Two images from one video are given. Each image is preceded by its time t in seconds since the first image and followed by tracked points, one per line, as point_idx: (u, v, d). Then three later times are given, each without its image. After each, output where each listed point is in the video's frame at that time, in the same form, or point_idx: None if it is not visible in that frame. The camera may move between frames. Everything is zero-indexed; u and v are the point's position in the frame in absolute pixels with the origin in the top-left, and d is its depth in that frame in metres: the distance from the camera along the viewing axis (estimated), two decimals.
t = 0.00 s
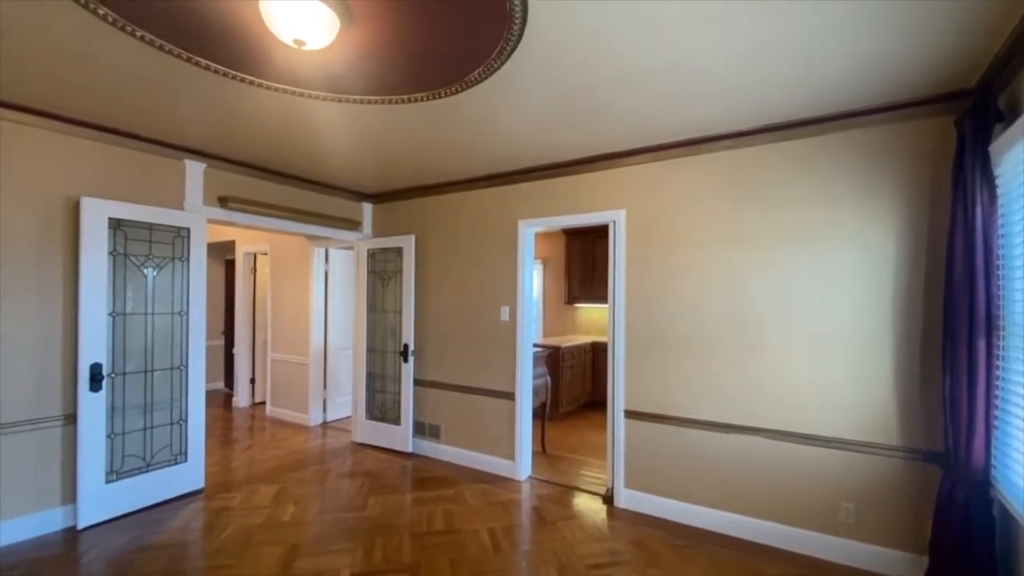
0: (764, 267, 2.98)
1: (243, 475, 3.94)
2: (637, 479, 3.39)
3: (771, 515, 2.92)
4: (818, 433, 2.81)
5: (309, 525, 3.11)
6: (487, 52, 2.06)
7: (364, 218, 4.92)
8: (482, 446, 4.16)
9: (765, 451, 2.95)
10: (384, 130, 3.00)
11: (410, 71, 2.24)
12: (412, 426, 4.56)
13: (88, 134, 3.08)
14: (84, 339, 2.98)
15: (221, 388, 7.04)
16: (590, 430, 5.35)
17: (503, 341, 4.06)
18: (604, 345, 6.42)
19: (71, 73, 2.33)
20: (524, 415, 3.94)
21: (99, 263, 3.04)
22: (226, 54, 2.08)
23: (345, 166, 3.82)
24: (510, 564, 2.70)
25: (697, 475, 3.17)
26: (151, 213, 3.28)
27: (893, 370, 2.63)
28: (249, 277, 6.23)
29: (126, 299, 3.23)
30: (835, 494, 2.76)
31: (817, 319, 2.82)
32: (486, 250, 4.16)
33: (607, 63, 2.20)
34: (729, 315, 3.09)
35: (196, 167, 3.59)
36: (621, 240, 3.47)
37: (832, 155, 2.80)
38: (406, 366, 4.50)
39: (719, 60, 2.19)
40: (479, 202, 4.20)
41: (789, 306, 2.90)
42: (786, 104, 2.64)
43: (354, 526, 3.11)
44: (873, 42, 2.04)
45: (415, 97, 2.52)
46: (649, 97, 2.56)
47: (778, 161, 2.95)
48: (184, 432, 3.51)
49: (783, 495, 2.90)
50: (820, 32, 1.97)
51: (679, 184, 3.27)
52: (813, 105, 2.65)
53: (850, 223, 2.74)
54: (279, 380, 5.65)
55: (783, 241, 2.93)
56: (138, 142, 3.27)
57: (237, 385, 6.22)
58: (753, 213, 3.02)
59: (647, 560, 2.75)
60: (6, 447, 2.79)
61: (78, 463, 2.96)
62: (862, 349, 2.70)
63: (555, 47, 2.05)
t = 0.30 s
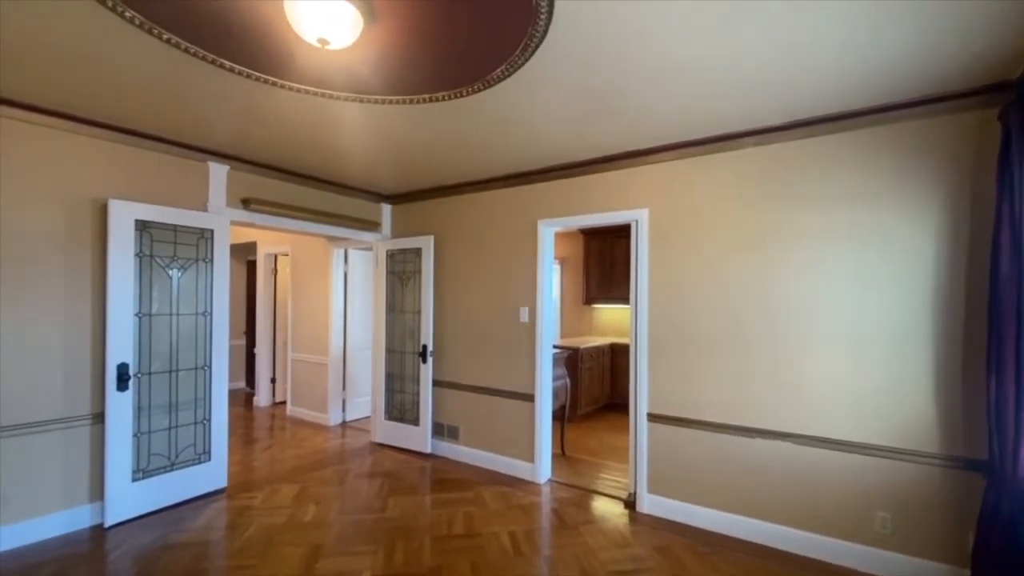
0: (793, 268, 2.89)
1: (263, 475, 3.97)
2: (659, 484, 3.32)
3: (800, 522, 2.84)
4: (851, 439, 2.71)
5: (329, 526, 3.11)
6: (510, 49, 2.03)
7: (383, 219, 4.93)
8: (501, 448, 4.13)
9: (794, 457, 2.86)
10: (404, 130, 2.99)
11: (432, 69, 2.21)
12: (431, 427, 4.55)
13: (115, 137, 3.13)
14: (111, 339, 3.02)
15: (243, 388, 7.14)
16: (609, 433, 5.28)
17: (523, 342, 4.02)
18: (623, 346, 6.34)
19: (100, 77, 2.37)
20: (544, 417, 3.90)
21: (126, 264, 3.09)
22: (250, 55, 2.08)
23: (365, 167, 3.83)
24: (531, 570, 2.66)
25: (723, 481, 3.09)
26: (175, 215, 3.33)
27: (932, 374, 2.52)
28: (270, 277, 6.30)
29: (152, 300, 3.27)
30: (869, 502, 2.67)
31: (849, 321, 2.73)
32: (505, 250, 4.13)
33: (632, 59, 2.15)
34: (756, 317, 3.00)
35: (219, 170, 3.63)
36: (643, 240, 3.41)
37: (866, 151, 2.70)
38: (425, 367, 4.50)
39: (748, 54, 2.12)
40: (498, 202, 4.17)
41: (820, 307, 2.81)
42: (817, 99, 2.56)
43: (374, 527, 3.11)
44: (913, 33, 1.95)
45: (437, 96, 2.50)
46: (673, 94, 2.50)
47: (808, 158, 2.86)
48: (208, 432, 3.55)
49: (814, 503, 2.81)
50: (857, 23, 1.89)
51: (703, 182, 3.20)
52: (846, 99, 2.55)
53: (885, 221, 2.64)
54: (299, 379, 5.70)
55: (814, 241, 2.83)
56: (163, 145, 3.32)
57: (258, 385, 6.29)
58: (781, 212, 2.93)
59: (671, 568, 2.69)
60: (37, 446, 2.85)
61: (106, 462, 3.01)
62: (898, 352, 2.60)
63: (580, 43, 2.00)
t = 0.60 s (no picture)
0: (825, 267, 2.80)
1: (284, 473, 3.99)
2: (683, 487, 3.26)
3: (832, 529, 2.75)
4: (886, 444, 2.62)
5: (350, 526, 3.11)
6: (536, 44, 1.99)
7: (402, 219, 4.93)
8: (520, 449, 4.09)
9: (825, 461, 2.78)
10: (425, 129, 2.97)
11: (456, 66, 2.18)
12: (449, 428, 4.53)
13: (141, 139, 3.17)
14: (137, 339, 3.06)
15: (262, 387, 7.21)
16: (629, 434, 5.21)
17: (542, 343, 3.97)
18: (642, 347, 6.26)
19: (127, 78, 2.39)
20: (564, 418, 3.85)
21: (151, 264, 3.12)
22: (274, 54, 2.07)
23: (385, 167, 3.82)
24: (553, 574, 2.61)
25: (749, 485, 3.01)
26: (199, 215, 3.35)
27: (972, 377, 2.42)
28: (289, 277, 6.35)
29: (176, 300, 3.30)
30: (904, 509, 2.57)
31: (884, 321, 2.64)
32: (524, 250, 4.09)
33: (660, 53, 2.10)
34: (785, 317, 2.92)
35: (242, 170, 3.66)
36: (667, 239, 3.34)
37: (902, 145, 2.60)
38: (444, 367, 4.49)
39: (781, 47, 2.06)
40: (517, 201, 4.14)
41: (853, 307, 2.72)
42: (851, 93, 2.48)
43: (395, 528, 3.09)
44: (957, 22, 1.87)
45: (460, 94, 2.47)
46: (700, 89, 2.44)
47: (839, 153, 2.77)
48: (230, 431, 3.58)
49: (846, 510, 2.72)
50: (898, 12, 1.81)
51: (729, 179, 3.12)
52: (882, 93, 2.47)
53: (922, 218, 2.54)
54: (318, 379, 5.73)
55: (846, 238, 2.74)
56: (186, 146, 3.35)
57: (277, 384, 6.35)
58: (811, 209, 2.85)
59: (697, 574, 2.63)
60: (66, 444, 2.90)
61: (132, 460, 3.05)
62: (937, 354, 2.50)
63: (607, 36, 1.95)
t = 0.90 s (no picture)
0: (857, 266, 2.72)
1: (305, 472, 4.01)
2: (709, 491, 3.19)
3: (864, 537, 2.67)
4: (922, 448, 2.53)
5: (371, 527, 3.11)
6: (563, 39, 1.95)
7: (421, 219, 4.93)
8: (540, 450, 4.06)
9: (858, 466, 2.70)
10: (446, 128, 2.95)
11: (481, 63, 2.16)
12: (469, 428, 4.52)
13: (167, 141, 3.21)
14: (164, 339, 3.10)
15: (283, 386, 7.30)
16: (649, 437, 5.14)
17: (563, 343, 3.93)
18: (661, 347, 6.17)
19: (155, 81, 2.42)
20: (585, 419, 3.80)
21: (177, 265, 3.16)
22: (299, 54, 2.07)
23: (405, 167, 3.82)
24: None
25: (778, 490, 2.94)
26: (224, 216, 3.39)
27: (1015, 381, 2.32)
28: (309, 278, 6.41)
29: (202, 300, 3.34)
30: (942, 517, 2.48)
31: (921, 322, 2.54)
32: (544, 249, 4.06)
33: (689, 49, 2.05)
34: (815, 317, 2.84)
35: (264, 172, 3.69)
36: (691, 238, 3.28)
37: (940, 140, 2.51)
38: (463, 368, 4.47)
39: (815, 40, 1.99)
40: (537, 201, 4.11)
41: (886, 308, 2.63)
42: (886, 87, 2.40)
43: (416, 529, 3.08)
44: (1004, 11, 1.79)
45: (484, 92, 2.45)
46: (729, 84, 2.39)
47: (873, 149, 2.69)
48: (254, 430, 3.61)
49: (880, 517, 2.63)
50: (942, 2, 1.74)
51: (756, 177, 3.05)
52: (920, 86, 2.38)
53: (962, 216, 2.45)
54: (337, 378, 5.77)
55: (880, 237, 2.66)
56: (211, 148, 3.40)
57: (297, 383, 6.41)
58: (842, 206, 2.77)
59: None
60: (96, 442, 2.95)
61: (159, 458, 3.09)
62: (975, 356, 2.41)
63: (636, 31, 1.91)
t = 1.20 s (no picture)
0: (894, 266, 2.63)
1: (328, 471, 4.04)
2: (736, 495, 3.12)
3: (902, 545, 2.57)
4: (963, 455, 2.44)
5: (394, 526, 3.11)
6: (591, 35, 1.92)
7: (441, 219, 4.93)
8: (562, 452, 4.02)
9: (894, 472, 2.61)
10: (469, 127, 2.93)
11: (507, 61, 2.14)
12: (489, 428, 4.50)
13: (195, 144, 3.27)
14: (192, 338, 3.15)
15: (304, 385, 7.39)
16: (671, 439, 5.06)
17: (585, 344, 3.89)
18: (683, 348, 6.08)
19: (185, 84, 2.46)
20: (608, 421, 3.76)
21: (205, 265, 3.21)
22: (326, 54, 2.08)
23: (426, 167, 3.82)
24: None
25: (809, 495, 2.86)
26: (249, 217, 3.43)
27: None
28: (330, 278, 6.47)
29: (228, 300, 3.39)
30: (985, 526, 2.39)
31: (961, 324, 2.45)
32: (566, 249, 4.02)
33: (720, 42, 2.00)
34: (848, 318, 2.76)
35: (288, 173, 3.72)
36: (718, 236, 3.21)
37: (982, 134, 2.41)
38: (483, 368, 4.46)
39: (853, 31, 1.92)
40: (558, 200, 4.07)
41: (924, 309, 2.54)
42: (926, 79, 2.31)
43: (439, 530, 3.08)
44: None
45: (509, 90, 2.43)
46: (760, 79, 2.32)
47: (910, 143, 2.59)
48: (278, 428, 3.65)
49: (918, 525, 2.54)
50: None
51: (786, 174, 2.97)
52: (961, 78, 2.29)
53: (1006, 213, 2.35)
54: (358, 378, 5.81)
55: (918, 235, 2.56)
56: (237, 150, 3.44)
57: (319, 382, 6.48)
58: (878, 203, 2.68)
59: None
60: (127, 439, 3.01)
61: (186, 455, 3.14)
62: (1018, 360, 2.32)
63: (666, 25, 1.87)
